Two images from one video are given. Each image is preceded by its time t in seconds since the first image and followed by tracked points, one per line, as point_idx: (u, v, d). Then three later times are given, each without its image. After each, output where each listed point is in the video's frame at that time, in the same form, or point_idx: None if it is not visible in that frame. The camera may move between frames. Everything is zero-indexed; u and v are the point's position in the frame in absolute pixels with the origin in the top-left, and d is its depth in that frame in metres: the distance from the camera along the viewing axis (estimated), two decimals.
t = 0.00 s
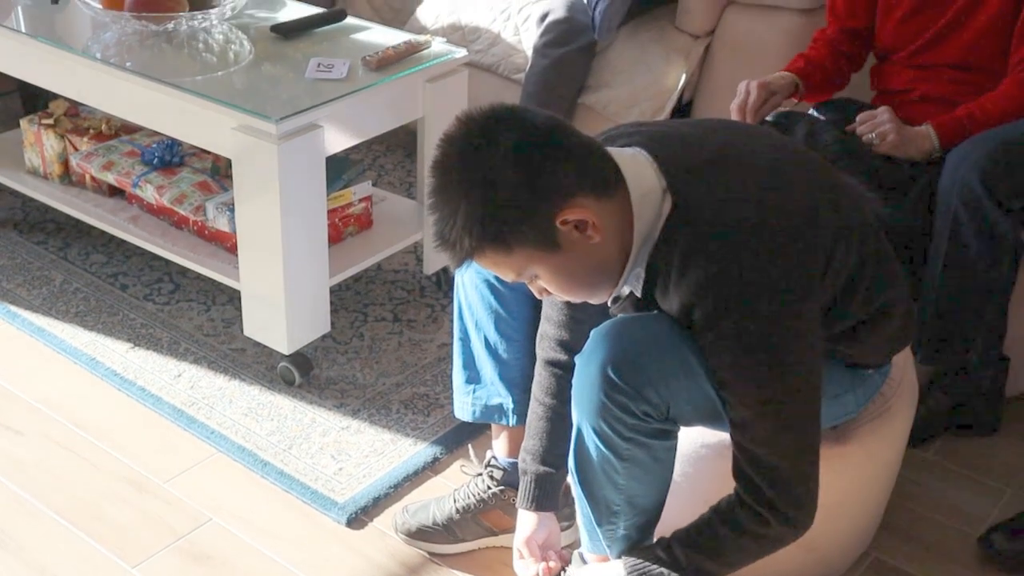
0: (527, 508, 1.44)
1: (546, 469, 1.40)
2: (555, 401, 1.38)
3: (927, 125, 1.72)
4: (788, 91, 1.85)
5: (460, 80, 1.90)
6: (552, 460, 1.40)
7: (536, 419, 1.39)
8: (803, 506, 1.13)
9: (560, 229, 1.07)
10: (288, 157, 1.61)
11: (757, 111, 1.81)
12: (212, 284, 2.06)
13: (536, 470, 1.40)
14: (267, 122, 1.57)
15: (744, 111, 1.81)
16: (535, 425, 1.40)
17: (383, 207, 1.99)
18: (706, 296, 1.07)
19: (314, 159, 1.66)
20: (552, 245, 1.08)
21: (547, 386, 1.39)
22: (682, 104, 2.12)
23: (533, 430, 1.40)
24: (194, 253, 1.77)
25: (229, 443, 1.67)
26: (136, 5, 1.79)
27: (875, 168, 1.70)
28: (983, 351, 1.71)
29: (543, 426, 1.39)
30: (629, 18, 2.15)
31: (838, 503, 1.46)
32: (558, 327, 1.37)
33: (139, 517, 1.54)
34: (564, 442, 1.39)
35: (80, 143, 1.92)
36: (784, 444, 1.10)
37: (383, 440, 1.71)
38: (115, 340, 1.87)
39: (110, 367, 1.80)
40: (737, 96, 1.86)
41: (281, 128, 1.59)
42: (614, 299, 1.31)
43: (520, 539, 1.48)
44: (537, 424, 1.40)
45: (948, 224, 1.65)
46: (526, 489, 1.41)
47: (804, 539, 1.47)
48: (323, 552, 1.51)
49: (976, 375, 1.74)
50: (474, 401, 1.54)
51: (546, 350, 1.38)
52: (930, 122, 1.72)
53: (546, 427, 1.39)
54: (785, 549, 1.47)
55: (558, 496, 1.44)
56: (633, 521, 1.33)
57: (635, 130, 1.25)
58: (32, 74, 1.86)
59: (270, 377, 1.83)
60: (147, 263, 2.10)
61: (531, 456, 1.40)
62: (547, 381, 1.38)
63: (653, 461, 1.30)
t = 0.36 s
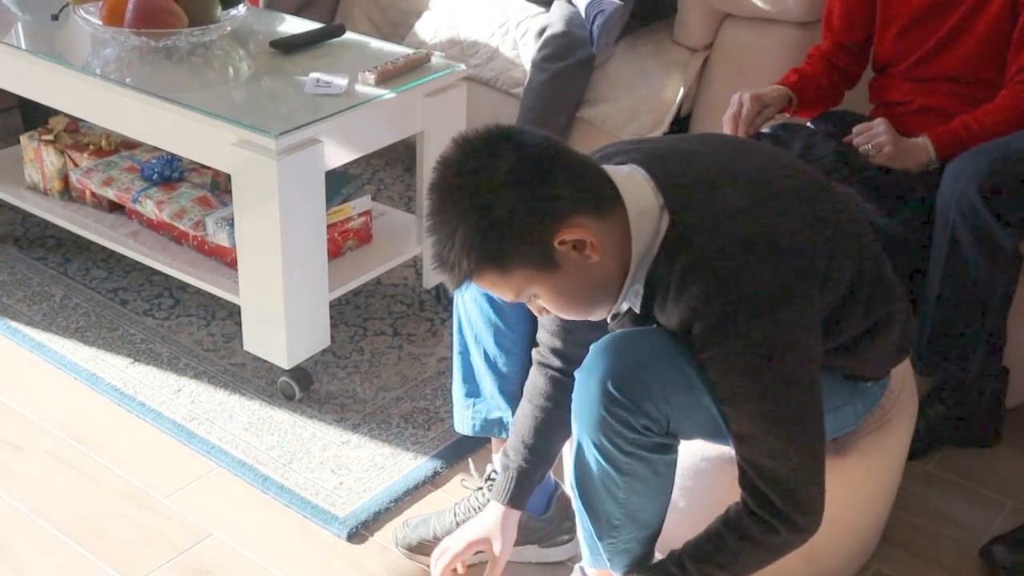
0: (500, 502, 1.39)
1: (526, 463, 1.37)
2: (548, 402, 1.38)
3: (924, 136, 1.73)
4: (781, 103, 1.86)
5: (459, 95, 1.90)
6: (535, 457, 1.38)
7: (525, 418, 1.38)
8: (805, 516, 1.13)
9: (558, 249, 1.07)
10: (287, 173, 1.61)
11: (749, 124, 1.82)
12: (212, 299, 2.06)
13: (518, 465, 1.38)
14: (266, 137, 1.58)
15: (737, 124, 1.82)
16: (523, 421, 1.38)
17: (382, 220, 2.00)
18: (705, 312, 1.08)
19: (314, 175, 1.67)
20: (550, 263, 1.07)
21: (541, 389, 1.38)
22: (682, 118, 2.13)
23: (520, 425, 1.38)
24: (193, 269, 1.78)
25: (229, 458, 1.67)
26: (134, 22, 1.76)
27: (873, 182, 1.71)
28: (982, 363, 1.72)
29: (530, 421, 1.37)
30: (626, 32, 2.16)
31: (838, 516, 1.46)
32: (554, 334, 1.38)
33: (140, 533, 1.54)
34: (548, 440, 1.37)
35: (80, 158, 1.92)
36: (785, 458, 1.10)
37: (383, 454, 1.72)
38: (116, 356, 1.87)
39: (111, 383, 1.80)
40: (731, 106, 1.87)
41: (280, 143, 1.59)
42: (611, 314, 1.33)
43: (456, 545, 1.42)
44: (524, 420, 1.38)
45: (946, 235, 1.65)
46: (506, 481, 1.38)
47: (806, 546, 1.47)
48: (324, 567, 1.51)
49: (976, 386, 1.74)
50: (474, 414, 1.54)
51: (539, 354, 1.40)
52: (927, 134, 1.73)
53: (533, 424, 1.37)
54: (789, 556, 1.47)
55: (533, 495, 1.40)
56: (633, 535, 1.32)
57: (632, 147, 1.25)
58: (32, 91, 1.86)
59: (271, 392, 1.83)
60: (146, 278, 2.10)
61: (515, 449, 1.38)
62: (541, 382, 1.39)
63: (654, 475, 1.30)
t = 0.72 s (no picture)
0: (543, 530, 1.42)
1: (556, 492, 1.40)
2: (559, 427, 1.39)
3: (920, 152, 1.73)
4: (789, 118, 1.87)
5: (456, 112, 1.90)
6: (559, 480, 1.40)
7: (541, 445, 1.40)
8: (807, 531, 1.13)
9: (557, 264, 1.08)
10: (285, 191, 1.62)
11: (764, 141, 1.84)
12: (211, 317, 2.06)
13: (550, 494, 1.40)
14: (264, 155, 1.58)
15: (748, 140, 1.83)
16: (539, 450, 1.41)
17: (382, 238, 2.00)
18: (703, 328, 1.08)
19: (311, 192, 1.67)
20: (549, 279, 1.08)
21: (549, 413, 1.40)
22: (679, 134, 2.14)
23: (539, 454, 1.40)
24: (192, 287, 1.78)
25: (229, 477, 1.67)
26: (133, 42, 1.77)
27: (868, 196, 1.71)
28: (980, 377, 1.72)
29: (546, 450, 1.39)
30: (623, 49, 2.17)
31: (836, 532, 1.46)
32: (556, 350, 1.39)
33: (139, 552, 1.53)
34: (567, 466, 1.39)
35: (79, 178, 1.93)
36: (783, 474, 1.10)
37: (383, 471, 1.71)
38: (115, 375, 1.87)
39: (110, 402, 1.80)
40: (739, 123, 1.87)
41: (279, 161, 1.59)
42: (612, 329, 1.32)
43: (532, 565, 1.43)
44: (542, 449, 1.40)
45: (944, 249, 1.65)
46: (541, 511, 1.41)
47: (805, 564, 1.48)
48: None
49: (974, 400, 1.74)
50: (473, 431, 1.54)
51: (541, 373, 1.40)
52: (923, 149, 1.74)
53: (549, 452, 1.39)
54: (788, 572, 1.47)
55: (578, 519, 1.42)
56: (633, 551, 1.33)
57: (630, 163, 1.26)
58: (31, 111, 1.87)
59: (270, 410, 1.83)
60: (146, 296, 2.10)
61: (541, 480, 1.40)
62: (546, 407, 1.40)
63: (654, 492, 1.30)
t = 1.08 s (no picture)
0: (541, 562, 1.40)
1: (551, 520, 1.39)
2: (555, 456, 1.39)
3: (911, 185, 1.74)
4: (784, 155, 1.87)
5: (449, 145, 1.90)
6: (557, 508, 1.39)
7: (536, 474, 1.40)
8: (805, 560, 1.12)
9: (551, 296, 1.09)
10: (280, 224, 1.62)
11: (759, 172, 1.83)
12: (206, 349, 2.06)
13: (546, 523, 1.39)
14: (259, 188, 1.60)
15: (743, 175, 1.82)
16: (534, 479, 1.40)
17: (375, 270, 2.00)
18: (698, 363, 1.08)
19: (304, 225, 1.67)
20: (544, 311, 1.09)
21: (545, 443, 1.40)
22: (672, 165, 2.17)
23: (534, 484, 1.40)
24: (186, 319, 1.78)
25: (223, 510, 1.67)
26: (130, 75, 1.78)
27: (861, 227, 1.73)
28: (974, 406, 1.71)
29: (541, 478, 1.38)
30: (615, 80, 2.19)
31: (831, 565, 1.46)
32: (549, 384, 1.40)
33: None
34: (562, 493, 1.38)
35: (74, 211, 1.93)
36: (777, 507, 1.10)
37: (377, 503, 1.71)
38: (109, 408, 1.87)
39: (104, 435, 1.80)
40: (735, 158, 1.86)
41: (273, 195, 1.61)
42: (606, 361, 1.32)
43: None
44: (537, 478, 1.40)
45: (935, 279, 1.66)
46: (539, 542, 1.39)
47: None
48: None
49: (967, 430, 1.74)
50: (467, 463, 1.55)
51: (535, 405, 1.41)
52: (914, 182, 1.74)
53: (545, 481, 1.39)
54: None
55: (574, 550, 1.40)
56: None
57: (622, 195, 1.26)
58: (26, 145, 1.87)
59: (265, 443, 1.83)
60: (140, 329, 2.10)
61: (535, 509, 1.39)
62: (542, 437, 1.40)
63: (649, 525, 1.30)
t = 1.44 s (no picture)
0: None
1: (534, 556, 1.37)
2: (547, 491, 1.38)
3: (905, 223, 1.74)
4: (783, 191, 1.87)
5: (446, 182, 1.91)
6: (540, 545, 1.37)
7: (525, 508, 1.39)
8: None
9: (550, 336, 1.09)
10: (278, 261, 1.63)
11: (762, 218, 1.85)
12: (202, 387, 2.06)
13: (526, 558, 1.37)
14: (257, 226, 1.61)
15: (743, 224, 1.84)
16: (521, 513, 1.39)
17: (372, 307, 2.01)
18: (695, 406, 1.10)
19: (303, 262, 1.68)
20: (542, 352, 1.09)
21: (537, 476, 1.39)
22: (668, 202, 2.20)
23: (520, 518, 1.39)
24: (183, 357, 1.78)
25: (218, 548, 1.66)
26: (128, 114, 1.79)
27: (855, 264, 1.75)
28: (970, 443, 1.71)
29: (530, 512, 1.38)
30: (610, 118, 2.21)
31: None
32: (543, 422, 1.38)
33: None
34: (551, 529, 1.38)
35: (71, 249, 1.94)
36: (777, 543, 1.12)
37: (373, 541, 1.70)
38: (105, 446, 1.87)
39: (100, 473, 1.80)
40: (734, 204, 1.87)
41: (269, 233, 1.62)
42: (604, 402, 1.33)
43: None
44: (525, 512, 1.39)
45: (930, 315, 1.66)
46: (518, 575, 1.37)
47: None
48: None
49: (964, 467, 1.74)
50: (464, 501, 1.55)
51: (530, 442, 1.40)
52: (908, 219, 1.75)
53: (533, 514, 1.38)
54: None
55: None
56: None
57: (619, 235, 1.26)
58: (24, 183, 1.88)
59: (260, 480, 1.82)
60: (136, 366, 2.10)
61: (520, 544, 1.38)
62: (536, 471, 1.39)
63: (648, 564, 1.30)
